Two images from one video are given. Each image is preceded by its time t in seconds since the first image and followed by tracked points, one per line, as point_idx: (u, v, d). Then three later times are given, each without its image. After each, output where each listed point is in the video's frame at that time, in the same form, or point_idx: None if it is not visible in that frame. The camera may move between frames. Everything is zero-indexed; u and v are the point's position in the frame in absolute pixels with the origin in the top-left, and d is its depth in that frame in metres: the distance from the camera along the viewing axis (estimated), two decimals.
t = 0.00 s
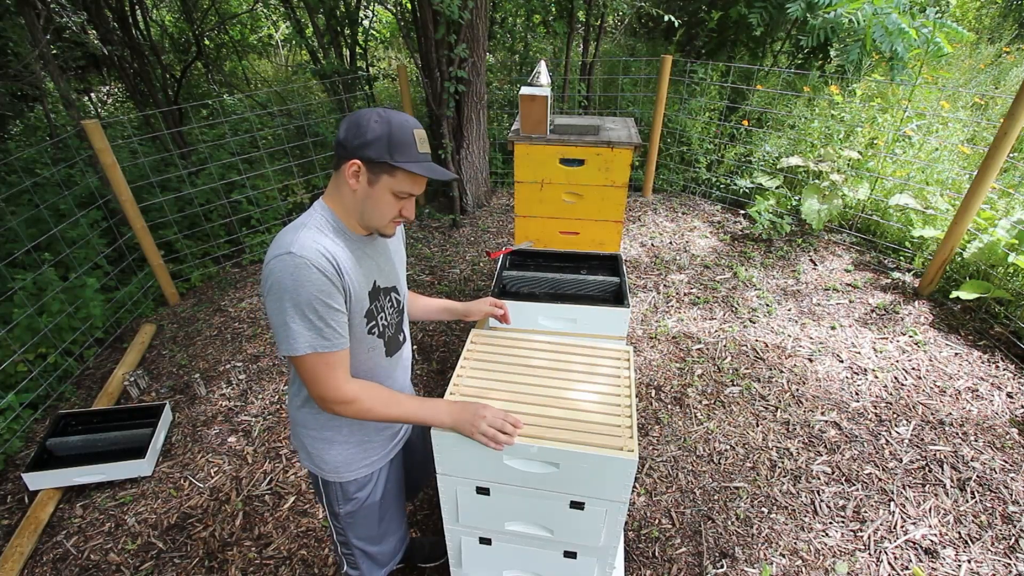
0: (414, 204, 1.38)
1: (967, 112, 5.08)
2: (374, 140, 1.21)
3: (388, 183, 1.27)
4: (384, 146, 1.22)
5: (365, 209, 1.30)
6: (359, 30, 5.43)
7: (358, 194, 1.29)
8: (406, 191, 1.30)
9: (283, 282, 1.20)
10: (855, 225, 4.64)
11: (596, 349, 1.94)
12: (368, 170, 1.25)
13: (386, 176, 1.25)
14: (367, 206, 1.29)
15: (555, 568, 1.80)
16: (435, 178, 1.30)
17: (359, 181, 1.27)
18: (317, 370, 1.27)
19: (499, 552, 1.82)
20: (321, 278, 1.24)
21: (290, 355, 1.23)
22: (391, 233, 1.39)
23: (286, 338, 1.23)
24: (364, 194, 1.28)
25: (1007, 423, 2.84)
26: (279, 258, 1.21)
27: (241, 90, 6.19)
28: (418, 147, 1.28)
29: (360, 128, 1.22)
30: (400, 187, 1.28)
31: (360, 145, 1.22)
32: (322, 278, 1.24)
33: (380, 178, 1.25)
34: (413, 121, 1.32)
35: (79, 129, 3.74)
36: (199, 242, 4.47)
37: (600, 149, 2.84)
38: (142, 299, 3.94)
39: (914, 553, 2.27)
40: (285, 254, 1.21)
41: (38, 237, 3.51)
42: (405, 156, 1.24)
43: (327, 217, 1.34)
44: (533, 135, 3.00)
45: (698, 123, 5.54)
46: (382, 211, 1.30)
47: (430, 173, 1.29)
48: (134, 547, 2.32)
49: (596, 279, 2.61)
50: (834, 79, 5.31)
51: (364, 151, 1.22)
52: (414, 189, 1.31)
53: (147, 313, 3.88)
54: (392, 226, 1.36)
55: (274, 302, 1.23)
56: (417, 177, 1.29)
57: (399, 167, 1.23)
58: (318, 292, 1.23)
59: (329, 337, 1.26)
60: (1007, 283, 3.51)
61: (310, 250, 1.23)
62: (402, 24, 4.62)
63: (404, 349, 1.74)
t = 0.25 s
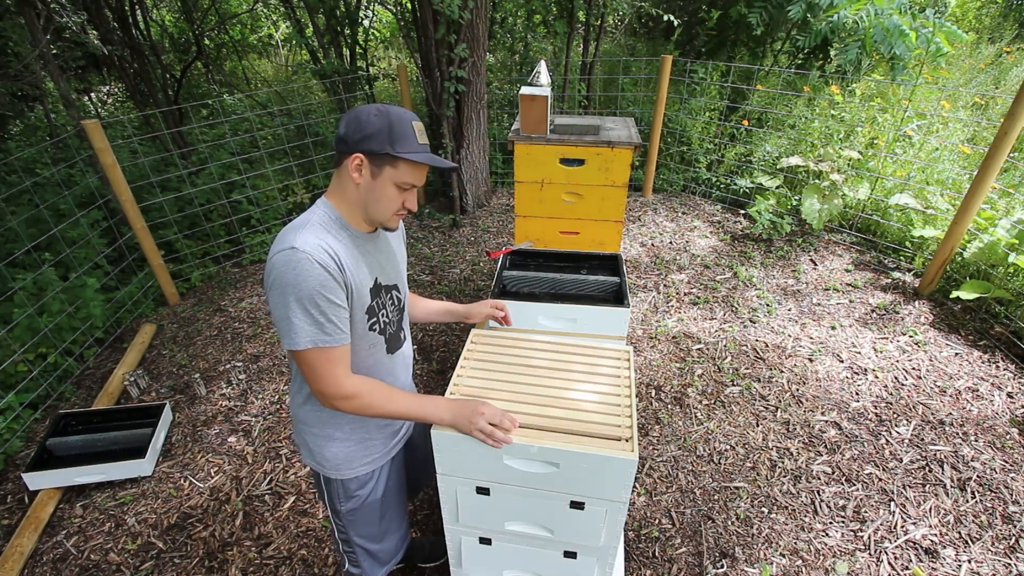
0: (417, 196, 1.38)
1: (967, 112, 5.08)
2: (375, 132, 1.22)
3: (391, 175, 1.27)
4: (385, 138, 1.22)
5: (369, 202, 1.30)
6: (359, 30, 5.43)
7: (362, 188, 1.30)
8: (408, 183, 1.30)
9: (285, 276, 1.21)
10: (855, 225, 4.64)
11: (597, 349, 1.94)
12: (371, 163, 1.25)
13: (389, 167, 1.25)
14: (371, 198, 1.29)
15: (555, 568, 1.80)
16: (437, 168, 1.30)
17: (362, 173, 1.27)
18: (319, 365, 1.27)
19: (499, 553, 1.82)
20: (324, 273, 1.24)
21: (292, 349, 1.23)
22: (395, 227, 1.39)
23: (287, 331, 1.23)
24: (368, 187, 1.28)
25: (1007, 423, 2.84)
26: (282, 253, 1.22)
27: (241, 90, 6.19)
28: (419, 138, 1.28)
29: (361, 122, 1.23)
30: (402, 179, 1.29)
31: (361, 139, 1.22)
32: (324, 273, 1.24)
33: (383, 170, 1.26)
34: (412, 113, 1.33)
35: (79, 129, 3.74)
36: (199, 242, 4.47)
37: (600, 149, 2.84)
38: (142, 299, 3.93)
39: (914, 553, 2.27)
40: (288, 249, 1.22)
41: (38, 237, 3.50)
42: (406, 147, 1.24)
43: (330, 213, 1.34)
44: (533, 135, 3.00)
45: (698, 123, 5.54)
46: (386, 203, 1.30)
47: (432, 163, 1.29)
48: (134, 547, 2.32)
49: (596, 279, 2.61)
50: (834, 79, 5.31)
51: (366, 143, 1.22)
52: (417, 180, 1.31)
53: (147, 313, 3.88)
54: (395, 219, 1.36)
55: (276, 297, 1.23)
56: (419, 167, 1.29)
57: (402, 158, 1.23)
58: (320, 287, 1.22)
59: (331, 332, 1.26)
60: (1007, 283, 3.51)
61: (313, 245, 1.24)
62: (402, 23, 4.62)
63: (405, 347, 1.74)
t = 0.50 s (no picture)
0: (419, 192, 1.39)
1: (967, 112, 5.08)
2: (378, 128, 1.22)
3: (395, 171, 1.27)
4: (389, 134, 1.23)
5: (373, 198, 1.31)
6: (359, 30, 5.43)
7: (365, 184, 1.30)
8: (411, 178, 1.31)
9: (286, 271, 1.21)
10: (855, 225, 4.64)
11: (597, 349, 1.94)
12: (374, 160, 1.26)
13: (393, 163, 1.26)
14: (375, 195, 1.30)
15: (555, 568, 1.80)
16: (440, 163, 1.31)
17: (365, 170, 1.28)
18: (315, 361, 1.27)
19: (499, 552, 1.82)
20: (323, 268, 1.24)
21: (290, 343, 1.23)
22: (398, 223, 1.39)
23: (287, 326, 1.23)
24: (372, 183, 1.29)
25: (1007, 423, 2.84)
26: (283, 248, 1.23)
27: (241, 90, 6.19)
28: (420, 135, 1.29)
29: (364, 118, 1.23)
30: (405, 174, 1.29)
31: (365, 135, 1.23)
32: (324, 268, 1.24)
33: (386, 166, 1.26)
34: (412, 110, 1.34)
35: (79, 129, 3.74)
36: (199, 242, 4.47)
37: (600, 149, 2.84)
38: (142, 298, 3.93)
39: (914, 553, 2.27)
40: (290, 244, 1.23)
41: (38, 237, 3.50)
42: (410, 142, 1.25)
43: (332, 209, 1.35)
44: (533, 135, 3.00)
45: (698, 123, 5.53)
46: (389, 200, 1.31)
47: (434, 159, 1.30)
48: (134, 547, 2.32)
49: (596, 279, 2.61)
50: (834, 79, 5.30)
51: (370, 140, 1.23)
52: (419, 175, 1.32)
53: (147, 313, 3.88)
54: (398, 215, 1.36)
55: (277, 291, 1.23)
56: (421, 163, 1.30)
57: (405, 153, 1.24)
58: (319, 282, 1.23)
59: (329, 327, 1.26)
60: (1007, 283, 3.51)
61: (314, 240, 1.24)
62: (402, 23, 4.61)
63: (405, 344, 1.73)
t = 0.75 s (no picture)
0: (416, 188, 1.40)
1: (967, 112, 5.07)
2: (375, 128, 1.23)
3: (393, 169, 1.28)
4: (385, 133, 1.23)
5: (371, 196, 1.32)
6: (359, 30, 5.43)
7: (363, 183, 1.31)
8: (408, 175, 1.31)
9: (284, 265, 1.22)
10: (855, 225, 4.63)
11: (597, 349, 1.94)
12: (371, 159, 1.27)
13: (390, 161, 1.27)
14: (373, 193, 1.31)
15: (555, 568, 1.80)
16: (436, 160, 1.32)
17: (363, 169, 1.28)
18: (308, 357, 1.27)
19: (499, 552, 1.82)
20: (321, 263, 1.25)
21: (286, 337, 1.23)
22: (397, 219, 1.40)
23: (285, 319, 1.23)
24: (370, 181, 1.30)
25: (1007, 423, 2.84)
26: (282, 242, 1.24)
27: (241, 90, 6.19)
28: (416, 131, 1.30)
29: (360, 117, 1.23)
30: (403, 171, 1.30)
31: (361, 134, 1.23)
32: (321, 263, 1.25)
33: (383, 164, 1.27)
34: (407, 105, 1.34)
35: (78, 129, 3.73)
36: (199, 242, 4.47)
37: (600, 149, 2.84)
38: (142, 298, 3.94)
39: (914, 553, 2.26)
40: (289, 238, 1.23)
41: (38, 237, 3.50)
42: (406, 140, 1.25)
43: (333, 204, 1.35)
44: (533, 134, 2.99)
45: (698, 123, 5.53)
46: (388, 197, 1.31)
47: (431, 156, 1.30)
48: (134, 547, 2.33)
49: (596, 278, 2.61)
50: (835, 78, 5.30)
51: (367, 139, 1.23)
52: (416, 172, 1.32)
53: (147, 312, 3.88)
54: (396, 212, 1.37)
55: (275, 285, 1.24)
56: (418, 160, 1.31)
57: (403, 152, 1.25)
58: (316, 277, 1.23)
59: (325, 322, 1.26)
60: (1007, 282, 3.50)
61: (313, 235, 1.25)
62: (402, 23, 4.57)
63: (403, 340, 1.73)
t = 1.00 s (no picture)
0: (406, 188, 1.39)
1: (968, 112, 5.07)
2: (355, 127, 1.23)
3: (376, 168, 1.28)
4: (365, 132, 1.23)
5: (358, 197, 1.32)
6: (359, 30, 5.42)
7: (349, 183, 1.32)
8: (394, 175, 1.30)
9: (274, 264, 1.24)
10: (855, 224, 4.63)
11: (597, 349, 1.94)
12: (355, 160, 1.27)
13: (373, 161, 1.27)
14: (358, 193, 1.31)
15: (555, 568, 1.80)
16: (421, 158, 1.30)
17: (347, 170, 1.29)
18: (306, 351, 1.29)
19: (499, 552, 1.82)
20: (310, 261, 1.26)
21: (280, 335, 1.25)
22: (388, 220, 1.39)
23: (276, 316, 1.25)
24: (355, 182, 1.30)
25: (1007, 423, 2.84)
26: (271, 241, 1.25)
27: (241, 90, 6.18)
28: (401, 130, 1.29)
29: (343, 118, 1.24)
30: (387, 171, 1.29)
31: (343, 134, 1.24)
32: (310, 261, 1.26)
33: (366, 164, 1.27)
34: (394, 104, 1.33)
35: (78, 129, 3.73)
36: (199, 242, 4.47)
37: (600, 149, 2.84)
38: (142, 298, 3.93)
39: (914, 553, 2.26)
40: (277, 237, 1.25)
41: (38, 237, 3.50)
42: (387, 139, 1.24)
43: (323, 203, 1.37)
44: (533, 134, 2.99)
45: (698, 123, 5.53)
46: (373, 197, 1.31)
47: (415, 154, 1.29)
48: (134, 547, 2.32)
49: (596, 279, 2.61)
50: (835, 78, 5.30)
51: (348, 140, 1.24)
52: (402, 171, 1.31)
53: (147, 312, 3.88)
54: (386, 212, 1.37)
55: (267, 283, 1.26)
56: (403, 159, 1.29)
57: (383, 151, 1.24)
58: (306, 274, 1.25)
59: (319, 318, 1.28)
60: (1007, 282, 3.50)
61: (302, 234, 1.26)
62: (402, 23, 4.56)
63: (402, 337, 1.74)
